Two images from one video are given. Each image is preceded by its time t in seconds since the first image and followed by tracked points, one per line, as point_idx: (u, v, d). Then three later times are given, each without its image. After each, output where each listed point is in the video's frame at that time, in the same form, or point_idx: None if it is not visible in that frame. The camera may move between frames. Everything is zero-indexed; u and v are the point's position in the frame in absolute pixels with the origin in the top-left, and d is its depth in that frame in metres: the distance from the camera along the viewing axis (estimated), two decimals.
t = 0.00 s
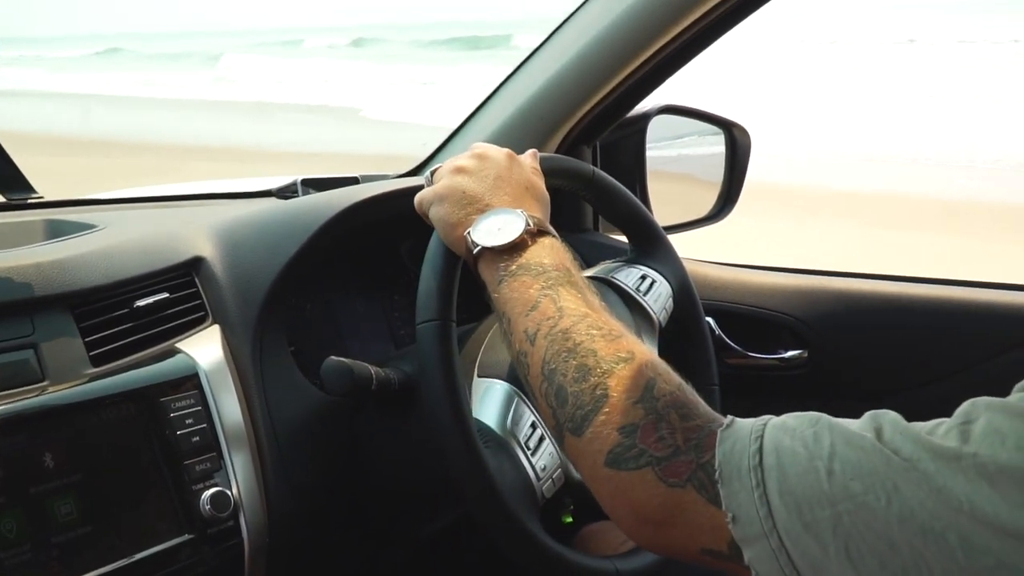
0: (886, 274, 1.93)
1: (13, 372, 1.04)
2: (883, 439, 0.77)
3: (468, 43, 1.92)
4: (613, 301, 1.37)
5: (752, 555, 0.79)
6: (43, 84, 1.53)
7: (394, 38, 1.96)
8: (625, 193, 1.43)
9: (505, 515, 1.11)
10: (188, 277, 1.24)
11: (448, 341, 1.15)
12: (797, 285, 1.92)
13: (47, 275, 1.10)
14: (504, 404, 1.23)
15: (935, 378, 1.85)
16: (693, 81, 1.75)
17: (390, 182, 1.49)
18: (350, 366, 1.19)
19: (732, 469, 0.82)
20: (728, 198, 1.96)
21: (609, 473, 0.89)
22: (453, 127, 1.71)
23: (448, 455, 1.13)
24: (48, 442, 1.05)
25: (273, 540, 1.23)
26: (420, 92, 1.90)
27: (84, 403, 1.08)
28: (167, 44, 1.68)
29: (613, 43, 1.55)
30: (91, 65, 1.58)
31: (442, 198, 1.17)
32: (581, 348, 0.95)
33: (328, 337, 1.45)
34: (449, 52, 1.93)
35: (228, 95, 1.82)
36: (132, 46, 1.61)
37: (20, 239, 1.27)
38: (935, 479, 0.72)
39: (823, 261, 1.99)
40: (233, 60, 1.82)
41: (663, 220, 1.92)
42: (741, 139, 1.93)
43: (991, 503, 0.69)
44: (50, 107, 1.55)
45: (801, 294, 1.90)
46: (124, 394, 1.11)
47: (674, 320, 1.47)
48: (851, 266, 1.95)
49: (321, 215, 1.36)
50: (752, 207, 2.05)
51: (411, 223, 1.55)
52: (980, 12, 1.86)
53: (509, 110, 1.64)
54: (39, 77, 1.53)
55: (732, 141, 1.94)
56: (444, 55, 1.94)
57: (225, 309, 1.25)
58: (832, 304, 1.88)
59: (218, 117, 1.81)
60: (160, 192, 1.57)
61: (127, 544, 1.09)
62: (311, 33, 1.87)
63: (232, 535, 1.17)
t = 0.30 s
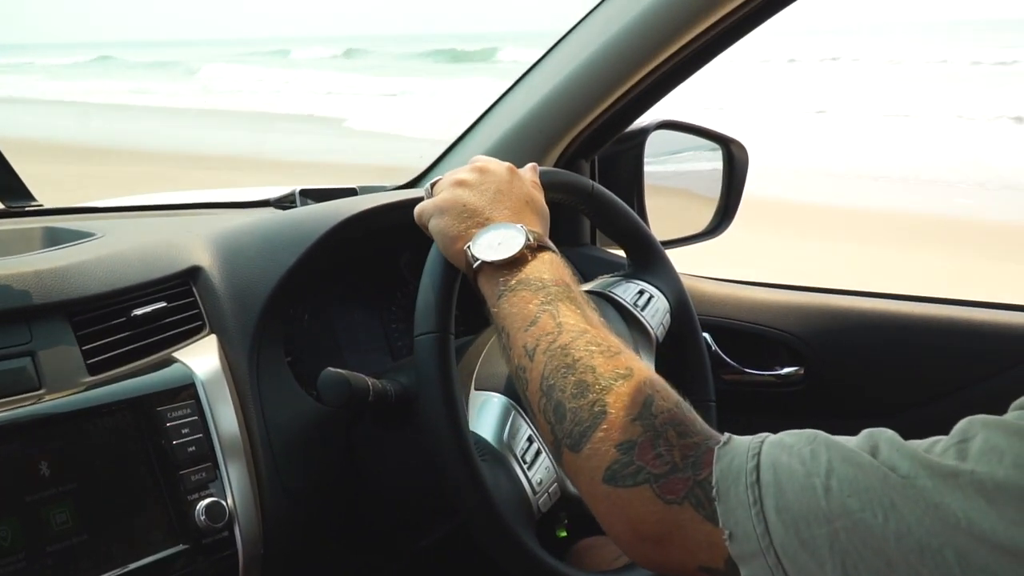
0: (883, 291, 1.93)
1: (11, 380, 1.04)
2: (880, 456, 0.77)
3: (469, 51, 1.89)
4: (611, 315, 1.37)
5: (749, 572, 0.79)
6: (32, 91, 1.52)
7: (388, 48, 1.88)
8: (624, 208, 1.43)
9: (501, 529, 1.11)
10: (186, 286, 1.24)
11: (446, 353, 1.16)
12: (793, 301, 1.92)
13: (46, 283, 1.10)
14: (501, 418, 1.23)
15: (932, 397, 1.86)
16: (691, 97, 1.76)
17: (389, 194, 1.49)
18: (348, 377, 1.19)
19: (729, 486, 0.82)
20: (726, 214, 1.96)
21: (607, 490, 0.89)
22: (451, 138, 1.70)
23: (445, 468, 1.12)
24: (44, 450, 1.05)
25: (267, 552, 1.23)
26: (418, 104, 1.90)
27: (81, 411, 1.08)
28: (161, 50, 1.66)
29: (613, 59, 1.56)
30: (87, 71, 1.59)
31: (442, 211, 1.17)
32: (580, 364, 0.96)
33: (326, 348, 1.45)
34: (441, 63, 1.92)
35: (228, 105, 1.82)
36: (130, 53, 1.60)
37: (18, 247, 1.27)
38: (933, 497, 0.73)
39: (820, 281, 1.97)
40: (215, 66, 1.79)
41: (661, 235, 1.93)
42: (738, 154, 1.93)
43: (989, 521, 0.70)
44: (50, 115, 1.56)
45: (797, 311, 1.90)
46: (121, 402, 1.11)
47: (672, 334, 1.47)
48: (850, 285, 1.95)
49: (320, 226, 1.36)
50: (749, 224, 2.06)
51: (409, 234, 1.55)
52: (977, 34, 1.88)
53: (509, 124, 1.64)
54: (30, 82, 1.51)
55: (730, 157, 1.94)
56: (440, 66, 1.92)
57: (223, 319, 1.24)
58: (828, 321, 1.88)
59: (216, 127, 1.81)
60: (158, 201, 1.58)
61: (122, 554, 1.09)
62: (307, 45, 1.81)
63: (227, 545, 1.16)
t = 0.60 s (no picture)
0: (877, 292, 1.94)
1: None
2: (873, 459, 0.76)
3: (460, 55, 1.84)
4: (604, 317, 1.37)
5: None
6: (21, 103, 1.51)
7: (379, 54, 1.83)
8: (616, 211, 1.43)
9: (495, 535, 1.10)
10: (176, 296, 1.23)
11: (439, 359, 1.15)
12: (788, 303, 1.91)
13: (34, 294, 1.09)
14: (494, 423, 1.22)
15: (928, 397, 1.85)
16: (683, 100, 1.75)
17: (380, 200, 1.49)
18: (340, 384, 1.18)
19: (723, 489, 0.81)
20: (720, 217, 1.96)
21: (601, 496, 0.88)
22: (444, 145, 1.71)
23: (439, 474, 1.12)
24: (34, 463, 1.04)
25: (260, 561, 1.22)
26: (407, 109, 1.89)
27: (71, 422, 1.07)
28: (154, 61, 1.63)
29: (603, 62, 1.55)
30: (76, 83, 1.56)
31: (433, 216, 1.16)
32: (572, 368, 0.95)
33: (318, 355, 1.44)
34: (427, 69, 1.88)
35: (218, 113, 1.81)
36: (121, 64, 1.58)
37: (7, 257, 1.27)
38: (925, 499, 0.72)
39: (812, 281, 2.00)
40: (199, 75, 1.71)
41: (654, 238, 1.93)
42: (732, 157, 1.93)
43: (980, 524, 0.69)
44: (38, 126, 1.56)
45: (793, 313, 1.90)
46: (111, 413, 1.10)
47: (667, 337, 1.47)
48: (843, 286, 1.97)
49: (310, 233, 1.35)
50: (744, 226, 2.06)
51: (399, 241, 1.54)
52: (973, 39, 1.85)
53: (500, 129, 1.64)
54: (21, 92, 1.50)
55: (724, 160, 1.94)
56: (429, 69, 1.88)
57: (214, 329, 1.24)
58: (823, 322, 1.88)
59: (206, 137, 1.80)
60: (149, 211, 1.57)
61: (114, 566, 1.08)
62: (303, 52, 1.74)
63: (221, 555, 1.16)
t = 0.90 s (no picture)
0: (867, 291, 1.94)
1: None
2: (860, 459, 0.77)
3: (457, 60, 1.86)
4: (594, 316, 1.37)
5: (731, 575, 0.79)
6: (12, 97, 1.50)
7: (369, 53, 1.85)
8: (605, 210, 1.43)
9: (484, 532, 1.11)
10: (166, 294, 1.23)
11: (428, 357, 1.15)
12: (777, 302, 1.92)
13: (22, 293, 1.09)
14: (483, 421, 1.23)
15: (916, 396, 1.86)
16: (673, 99, 1.76)
17: (370, 199, 1.49)
18: (329, 382, 1.18)
19: (711, 489, 0.82)
20: (709, 217, 1.97)
21: (590, 494, 0.89)
22: (434, 144, 1.71)
23: (427, 472, 1.12)
24: (22, 460, 1.04)
25: (249, 559, 1.22)
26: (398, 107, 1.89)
27: (59, 420, 1.07)
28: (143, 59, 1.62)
29: (593, 61, 1.56)
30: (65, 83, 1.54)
31: (422, 215, 1.17)
32: (561, 368, 0.95)
33: (307, 354, 1.44)
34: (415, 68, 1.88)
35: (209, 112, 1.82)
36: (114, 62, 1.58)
37: None
38: (910, 499, 0.73)
39: (804, 282, 1.99)
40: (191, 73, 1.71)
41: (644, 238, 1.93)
42: (721, 156, 1.94)
43: (966, 525, 0.70)
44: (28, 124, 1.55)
45: (782, 312, 1.91)
46: (100, 411, 1.10)
47: (656, 335, 1.47)
48: (834, 286, 1.97)
49: (300, 231, 1.35)
50: (732, 225, 2.07)
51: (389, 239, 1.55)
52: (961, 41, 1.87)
53: (490, 128, 1.64)
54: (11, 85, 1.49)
55: (713, 158, 1.95)
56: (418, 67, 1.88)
57: (204, 327, 1.24)
58: (812, 322, 1.89)
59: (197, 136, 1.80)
60: (140, 209, 1.58)
61: (103, 563, 1.08)
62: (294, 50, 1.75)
63: (209, 553, 1.16)
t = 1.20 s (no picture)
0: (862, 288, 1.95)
1: None
2: (858, 458, 0.77)
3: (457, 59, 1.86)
4: (590, 313, 1.37)
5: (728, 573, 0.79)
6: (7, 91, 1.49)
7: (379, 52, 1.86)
8: (603, 207, 1.43)
9: (480, 529, 1.10)
10: (161, 289, 1.23)
11: (424, 353, 1.15)
12: (773, 300, 1.93)
13: (17, 287, 1.08)
14: (479, 418, 1.22)
15: (912, 395, 1.86)
16: (670, 96, 1.76)
17: (367, 195, 1.49)
18: (325, 378, 1.18)
19: (708, 487, 0.82)
20: (705, 216, 1.97)
21: (587, 491, 0.89)
22: (430, 140, 1.70)
23: (423, 468, 1.12)
24: (16, 455, 1.03)
25: (244, 555, 1.22)
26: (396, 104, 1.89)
27: (54, 414, 1.07)
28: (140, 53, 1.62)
29: (590, 58, 1.56)
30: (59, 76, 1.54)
31: (418, 211, 1.17)
32: (558, 364, 0.95)
33: (302, 349, 1.44)
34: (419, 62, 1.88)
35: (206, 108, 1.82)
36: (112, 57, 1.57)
37: None
38: (909, 498, 0.73)
39: (801, 279, 1.99)
40: (189, 67, 1.72)
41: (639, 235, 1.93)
42: (718, 154, 1.94)
43: (965, 524, 0.70)
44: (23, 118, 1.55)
45: (778, 310, 1.91)
46: (94, 406, 1.10)
47: (652, 333, 1.47)
48: (830, 283, 1.96)
49: (296, 226, 1.35)
50: (728, 223, 2.07)
51: (385, 235, 1.55)
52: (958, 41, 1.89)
53: (487, 124, 1.64)
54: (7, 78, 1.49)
55: (709, 155, 1.95)
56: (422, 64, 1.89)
57: (199, 322, 1.24)
58: (808, 320, 1.89)
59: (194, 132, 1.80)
60: (136, 204, 1.57)
61: (97, 559, 1.08)
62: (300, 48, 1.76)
63: (204, 549, 1.16)
